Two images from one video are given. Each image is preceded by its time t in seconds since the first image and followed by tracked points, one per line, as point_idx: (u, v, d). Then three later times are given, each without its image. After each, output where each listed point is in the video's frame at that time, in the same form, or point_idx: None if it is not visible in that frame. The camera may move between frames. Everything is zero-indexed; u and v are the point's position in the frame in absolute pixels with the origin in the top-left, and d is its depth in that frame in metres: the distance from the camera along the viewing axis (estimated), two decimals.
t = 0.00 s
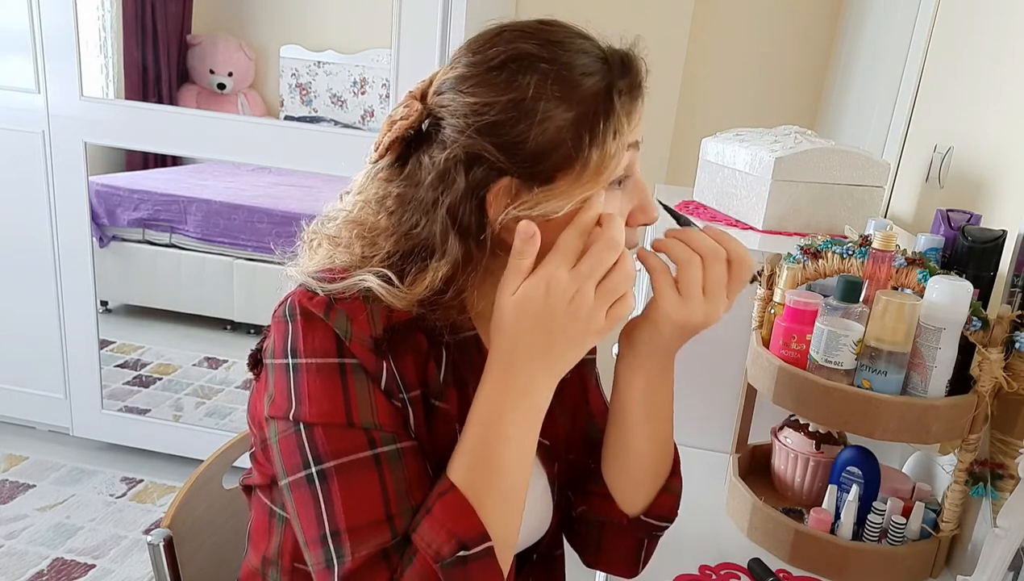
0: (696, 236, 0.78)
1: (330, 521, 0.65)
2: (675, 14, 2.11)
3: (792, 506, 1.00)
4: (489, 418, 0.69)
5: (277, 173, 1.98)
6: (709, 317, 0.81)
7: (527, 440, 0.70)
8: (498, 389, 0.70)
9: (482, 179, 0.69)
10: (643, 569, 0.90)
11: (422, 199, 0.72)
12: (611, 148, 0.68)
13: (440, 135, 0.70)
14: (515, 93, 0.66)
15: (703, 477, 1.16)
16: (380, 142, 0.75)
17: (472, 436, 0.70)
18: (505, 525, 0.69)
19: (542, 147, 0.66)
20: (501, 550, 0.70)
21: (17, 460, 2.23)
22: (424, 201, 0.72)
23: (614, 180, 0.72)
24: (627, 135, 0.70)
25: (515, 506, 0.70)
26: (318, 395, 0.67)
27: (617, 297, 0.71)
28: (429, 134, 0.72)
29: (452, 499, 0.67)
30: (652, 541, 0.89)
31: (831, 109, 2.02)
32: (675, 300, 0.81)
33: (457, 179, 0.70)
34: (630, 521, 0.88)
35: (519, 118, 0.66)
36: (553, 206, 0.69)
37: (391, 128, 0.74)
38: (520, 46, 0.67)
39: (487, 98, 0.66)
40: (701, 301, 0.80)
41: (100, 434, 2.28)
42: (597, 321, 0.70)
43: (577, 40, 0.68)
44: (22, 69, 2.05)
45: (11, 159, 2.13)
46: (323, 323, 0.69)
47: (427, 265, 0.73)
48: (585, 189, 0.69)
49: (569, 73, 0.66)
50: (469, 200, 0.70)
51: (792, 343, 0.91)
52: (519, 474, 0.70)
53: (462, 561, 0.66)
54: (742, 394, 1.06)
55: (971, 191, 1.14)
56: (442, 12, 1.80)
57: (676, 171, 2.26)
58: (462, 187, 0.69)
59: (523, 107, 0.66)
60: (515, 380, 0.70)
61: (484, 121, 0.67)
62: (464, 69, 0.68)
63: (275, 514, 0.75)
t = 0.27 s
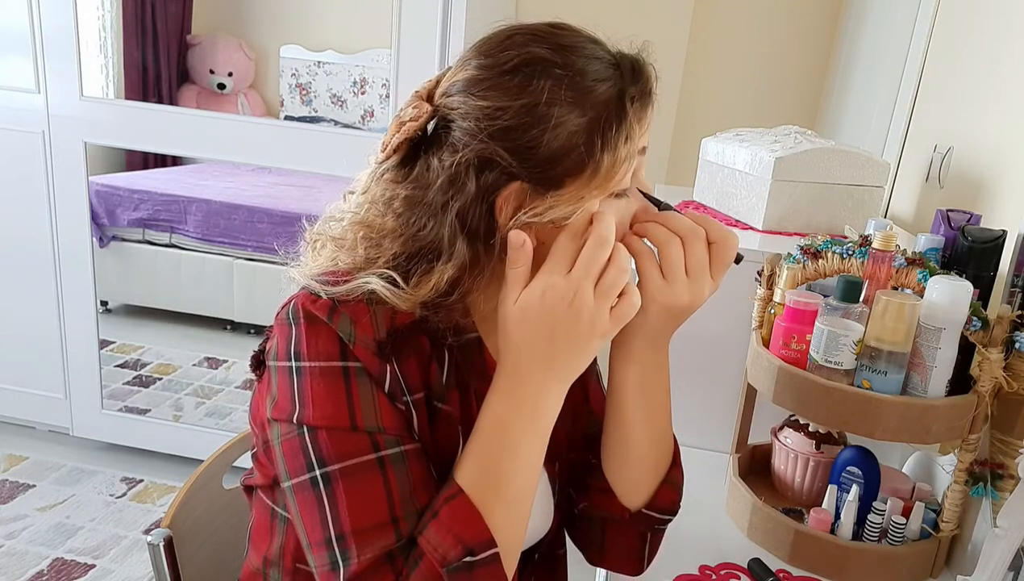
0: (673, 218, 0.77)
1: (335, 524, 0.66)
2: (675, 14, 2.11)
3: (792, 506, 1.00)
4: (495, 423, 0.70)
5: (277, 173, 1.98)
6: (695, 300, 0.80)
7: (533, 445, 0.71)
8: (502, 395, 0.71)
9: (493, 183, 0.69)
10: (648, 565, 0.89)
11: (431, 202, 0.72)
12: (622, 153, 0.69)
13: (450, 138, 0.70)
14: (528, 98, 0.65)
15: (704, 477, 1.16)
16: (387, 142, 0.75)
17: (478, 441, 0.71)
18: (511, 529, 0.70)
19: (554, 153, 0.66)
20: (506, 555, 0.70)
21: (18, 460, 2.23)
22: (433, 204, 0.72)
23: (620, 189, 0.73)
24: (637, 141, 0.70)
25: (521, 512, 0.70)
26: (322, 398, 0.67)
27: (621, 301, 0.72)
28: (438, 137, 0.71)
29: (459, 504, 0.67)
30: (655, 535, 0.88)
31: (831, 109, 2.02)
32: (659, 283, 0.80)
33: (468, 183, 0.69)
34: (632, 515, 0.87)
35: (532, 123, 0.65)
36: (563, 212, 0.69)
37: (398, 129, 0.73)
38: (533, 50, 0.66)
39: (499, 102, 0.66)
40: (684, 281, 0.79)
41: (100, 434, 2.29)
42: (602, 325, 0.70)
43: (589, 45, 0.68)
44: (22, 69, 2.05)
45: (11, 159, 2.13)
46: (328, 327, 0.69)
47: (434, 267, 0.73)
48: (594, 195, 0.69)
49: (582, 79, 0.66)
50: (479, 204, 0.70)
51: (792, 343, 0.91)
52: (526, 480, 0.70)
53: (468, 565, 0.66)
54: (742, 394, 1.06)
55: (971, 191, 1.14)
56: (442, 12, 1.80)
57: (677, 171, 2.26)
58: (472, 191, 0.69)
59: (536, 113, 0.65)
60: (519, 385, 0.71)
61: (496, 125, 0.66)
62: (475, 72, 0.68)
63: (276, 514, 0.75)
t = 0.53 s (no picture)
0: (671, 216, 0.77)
1: (335, 525, 0.66)
2: (675, 14, 2.11)
3: (792, 506, 1.00)
4: (498, 426, 0.70)
5: (277, 173, 1.98)
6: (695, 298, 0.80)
7: (535, 447, 0.71)
8: (505, 397, 0.71)
9: (498, 185, 0.69)
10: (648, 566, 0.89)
11: (435, 203, 0.72)
12: (628, 157, 0.69)
13: (456, 139, 0.70)
14: (536, 100, 0.65)
15: (704, 477, 1.16)
16: (392, 142, 0.75)
17: (480, 443, 0.71)
18: (512, 531, 0.70)
19: (561, 156, 0.66)
20: (506, 557, 0.70)
21: (17, 460, 2.23)
22: (438, 204, 0.72)
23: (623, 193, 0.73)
24: (643, 145, 0.70)
25: (523, 515, 0.70)
26: (322, 399, 0.67)
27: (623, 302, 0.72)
28: (444, 138, 0.71)
29: (461, 505, 0.67)
30: (655, 537, 0.88)
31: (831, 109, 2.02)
32: (659, 283, 0.79)
33: (473, 185, 0.69)
34: (632, 517, 0.87)
35: (539, 125, 0.66)
36: (568, 215, 0.69)
37: (404, 130, 0.73)
38: (541, 52, 0.67)
39: (506, 104, 0.66)
40: (684, 281, 0.79)
41: (100, 434, 2.29)
42: (605, 327, 0.70)
43: (596, 48, 0.68)
44: (22, 69, 2.05)
45: (11, 159, 2.13)
46: (329, 327, 0.69)
47: (437, 267, 0.73)
48: (599, 198, 0.69)
49: (589, 83, 0.66)
50: (484, 205, 0.70)
51: (792, 343, 0.91)
52: (528, 482, 0.70)
53: (469, 567, 0.66)
54: (742, 394, 1.06)
55: (971, 191, 1.14)
56: (442, 12, 1.80)
57: (676, 171, 2.26)
58: (477, 192, 0.69)
59: (543, 115, 0.65)
60: (520, 387, 0.71)
61: (503, 127, 0.66)
62: (482, 73, 0.68)
63: (276, 514, 0.75)
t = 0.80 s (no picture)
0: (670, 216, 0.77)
1: (335, 526, 0.66)
2: (675, 15, 2.11)
3: (792, 506, 1.00)
4: (499, 427, 0.70)
5: (277, 173, 1.98)
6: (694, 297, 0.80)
7: (535, 448, 0.71)
8: (505, 399, 0.71)
9: (499, 186, 0.69)
10: (648, 567, 0.89)
11: (437, 203, 0.72)
12: (630, 158, 0.69)
13: (457, 139, 0.70)
14: (538, 101, 0.65)
15: (704, 477, 1.16)
16: (394, 142, 0.74)
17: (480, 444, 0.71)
18: (512, 532, 0.70)
19: (563, 156, 0.66)
20: (507, 558, 0.70)
21: (17, 460, 2.23)
22: (439, 205, 0.72)
23: (624, 194, 0.73)
24: (645, 146, 0.70)
25: (523, 515, 0.70)
26: (322, 400, 0.67)
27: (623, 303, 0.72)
28: (445, 138, 0.71)
29: (461, 507, 0.67)
30: (654, 538, 0.88)
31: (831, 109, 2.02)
32: (659, 283, 0.79)
33: (475, 185, 0.69)
34: (632, 517, 0.87)
35: (541, 126, 0.66)
36: (568, 216, 0.69)
37: (405, 129, 0.73)
38: (543, 53, 0.67)
39: (508, 104, 0.66)
40: (684, 280, 0.79)
41: (100, 434, 2.28)
42: (605, 329, 0.70)
43: (598, 49, 0.68)
44: (22, 69, 2.05)
45: (11, 159, 2.13)
46: (329, 328, 0.69)
47: (437, 267, 0.73)
48: (600, 199, 0.69)
49: (591, 84, 0.66)
50: (485, 206, 0.70)
51: (792, 343, 0.91)
52: (529, 484, 0.70)
53: (470, 568, 0.66)
54: (742, 394, 1.06)
55: (971, 191, 1.14)
56: (442, 12, 1.80)
57: (676, 171, 2.26)
58: (479, 193, 0.69)
59: (546, 116, 0.65)
60: (521, 388, 0.71)
61: (505, 127, 0.66)
62: (483, 73, 0.68)
63: (276, 515, 0.75)
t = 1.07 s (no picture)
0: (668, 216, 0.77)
1: (335, 526, 0.66)
2: (675, 15, 2.11)
3: (793, 506, 1.00)
4: (499, 428, 0.70)
5: (277, 173, 1.98)
6: (697, 296, 0.80)
7: (535, 448, 0.71)
8: (505, 399, 0.71)
9: (499, 186, 0.69)
10: (648, 567, 0.89)
11: (437, 203, 0.71)
12: (630, 158, 0.69)
13: (457, 139, 0.70)
14: (538, 102, 0.65)
15: (704, 477, 1.16)
16: (394, 142, 0.74)
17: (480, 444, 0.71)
18: (512, 532, 0.70)
19: (563, 156, 0.66)
20: (507, 558, 0.70)
21: (17, 460, 2.23)
22: (440, 204, 0.72)
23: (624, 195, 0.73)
24: (645, 146, 0.70)
25: (523, 516, 0.70)
26: (322, 400, 0.67)
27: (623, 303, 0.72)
28: (445, 138, 0.71)
29: (461, 507, 0.67)
30: (654, 538, 0.88)
31: (832, 110, 2.02)
32: (661, 285, 0.79)
33: (475, 185, 0.69)
34: (632, 517, 0.87)
35: (542, 126, 0.66)
36: (568, 216, 0.69)
37: (405, 129, 0.73)
38: (543, 53, 0.67)
39: (508, 104, 0.66)
40: (686, 281, 0.79)
41: (100, 434, 2.28)
42: (606, 329, 0.70)
43: (598, 50, 0.68)
44: (22, 69, 2.05)
45: (11, 159, 2.13)
46: (329, 329, 0.69)
47: (437, 266, 0.73)
48: (600, 199, 0.69)
49: (592, 84, 0.66)
50: (485, 206, 0.70)
51: (792, 343, 0.91)
52: (528, 484, 0.70)
53: (470, 568, 0.66)
54: (742, 394, 1.06)
55: (971, 191, 1.14)
56: (442, 12, 1.80)
57: (676, 171, 2.26)
58: (479, 193, 0.69)
59: (546, 116, 0.65)
60: (521, 388, 0.71)
61: (505, 127, 0.66)
62: (484, 73, 0.68)
63: (275, 515, 0.75)
